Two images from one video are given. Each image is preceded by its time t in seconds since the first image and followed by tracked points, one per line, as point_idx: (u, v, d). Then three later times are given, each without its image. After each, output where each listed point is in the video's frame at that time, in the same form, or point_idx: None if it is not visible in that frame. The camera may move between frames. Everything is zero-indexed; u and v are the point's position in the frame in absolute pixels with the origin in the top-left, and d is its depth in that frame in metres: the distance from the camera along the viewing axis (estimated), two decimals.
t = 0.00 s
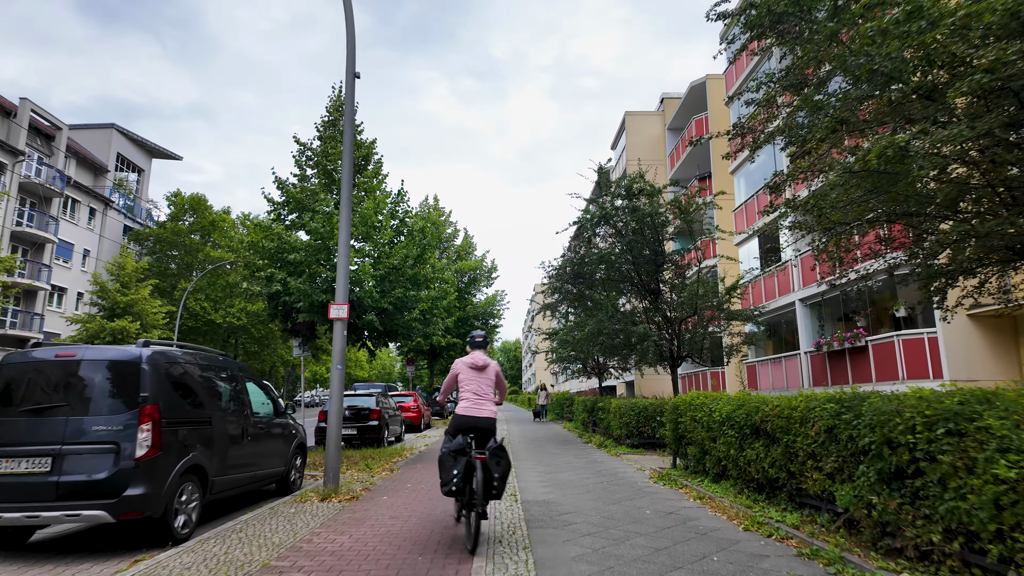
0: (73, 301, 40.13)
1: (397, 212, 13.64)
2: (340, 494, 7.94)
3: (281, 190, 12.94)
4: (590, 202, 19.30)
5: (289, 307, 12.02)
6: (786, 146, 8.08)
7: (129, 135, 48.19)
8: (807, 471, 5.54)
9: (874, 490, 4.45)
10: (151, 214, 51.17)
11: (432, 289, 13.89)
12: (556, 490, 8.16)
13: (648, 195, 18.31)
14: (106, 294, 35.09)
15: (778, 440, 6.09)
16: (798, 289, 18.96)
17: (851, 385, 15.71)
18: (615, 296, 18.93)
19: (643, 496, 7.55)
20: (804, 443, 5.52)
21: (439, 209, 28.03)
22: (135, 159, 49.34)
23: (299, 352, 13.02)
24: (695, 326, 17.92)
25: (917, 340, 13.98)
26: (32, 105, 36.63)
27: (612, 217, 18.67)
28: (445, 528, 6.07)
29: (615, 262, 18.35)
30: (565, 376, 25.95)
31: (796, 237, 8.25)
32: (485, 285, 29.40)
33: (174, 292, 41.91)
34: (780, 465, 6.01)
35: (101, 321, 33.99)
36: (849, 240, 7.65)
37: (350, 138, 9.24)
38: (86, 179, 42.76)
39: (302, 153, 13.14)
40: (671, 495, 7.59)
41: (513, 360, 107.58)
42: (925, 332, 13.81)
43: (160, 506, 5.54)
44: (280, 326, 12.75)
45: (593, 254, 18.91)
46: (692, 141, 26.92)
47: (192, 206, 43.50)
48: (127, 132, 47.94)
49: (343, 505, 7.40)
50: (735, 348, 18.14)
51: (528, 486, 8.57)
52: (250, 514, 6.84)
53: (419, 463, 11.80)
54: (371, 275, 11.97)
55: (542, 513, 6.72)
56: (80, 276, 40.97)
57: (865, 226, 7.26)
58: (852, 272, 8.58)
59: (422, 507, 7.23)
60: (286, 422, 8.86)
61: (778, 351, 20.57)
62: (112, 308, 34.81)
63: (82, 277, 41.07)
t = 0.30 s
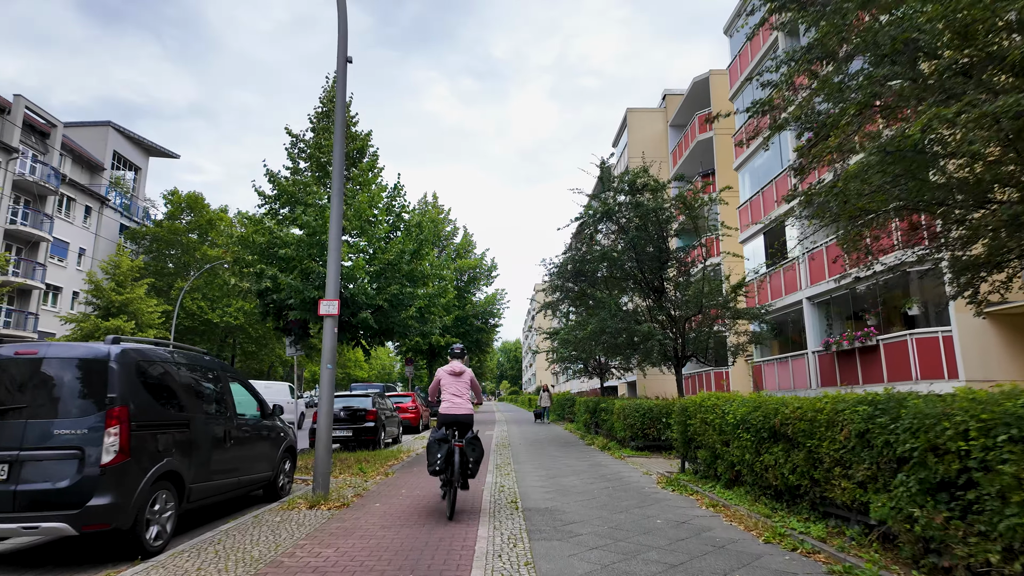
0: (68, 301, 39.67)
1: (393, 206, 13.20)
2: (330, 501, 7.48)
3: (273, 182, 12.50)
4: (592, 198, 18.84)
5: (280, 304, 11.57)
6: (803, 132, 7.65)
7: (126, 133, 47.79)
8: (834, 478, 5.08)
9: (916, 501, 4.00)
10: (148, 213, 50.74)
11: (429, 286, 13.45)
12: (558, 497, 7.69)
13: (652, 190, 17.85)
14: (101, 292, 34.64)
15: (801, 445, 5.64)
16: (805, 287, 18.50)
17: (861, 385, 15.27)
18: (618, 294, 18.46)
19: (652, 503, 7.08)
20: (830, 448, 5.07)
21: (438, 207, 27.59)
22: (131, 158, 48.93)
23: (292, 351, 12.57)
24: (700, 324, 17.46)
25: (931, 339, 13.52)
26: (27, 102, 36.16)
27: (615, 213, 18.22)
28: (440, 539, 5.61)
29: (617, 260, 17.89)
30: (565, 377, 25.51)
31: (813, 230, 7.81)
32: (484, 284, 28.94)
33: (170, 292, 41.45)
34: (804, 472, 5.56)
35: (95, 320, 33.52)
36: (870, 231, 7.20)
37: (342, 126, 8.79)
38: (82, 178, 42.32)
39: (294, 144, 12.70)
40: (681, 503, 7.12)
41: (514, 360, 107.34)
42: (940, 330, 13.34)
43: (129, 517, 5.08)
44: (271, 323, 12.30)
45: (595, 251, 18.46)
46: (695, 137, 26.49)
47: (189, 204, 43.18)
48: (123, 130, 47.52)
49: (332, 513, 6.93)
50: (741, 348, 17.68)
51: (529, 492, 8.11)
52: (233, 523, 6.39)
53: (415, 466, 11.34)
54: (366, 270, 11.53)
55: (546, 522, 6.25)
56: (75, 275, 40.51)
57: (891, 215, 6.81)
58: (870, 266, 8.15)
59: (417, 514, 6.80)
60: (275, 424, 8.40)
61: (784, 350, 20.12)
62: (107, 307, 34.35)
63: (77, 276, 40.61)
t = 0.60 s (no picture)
0: (66, 299, 39.32)
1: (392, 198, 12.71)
2: (321, 510, 6.98)
3: (267, 173, 12.02)
4: (597, 192, 18.34)
5: (273, 299, 11.10)
6: (827, 112, 7.21)
7: (125, 130, 47.40)
8: (874, 488, 4.57)
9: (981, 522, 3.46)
10: (148, 211, 50.37)
11: (429, 281, 12.97)
12: (564, 503, 7.20)
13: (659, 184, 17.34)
14: (98, 290, 34.27)
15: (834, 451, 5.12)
16: (815, 284, 17.97)
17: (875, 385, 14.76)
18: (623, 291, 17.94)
19: (666, 512, 6.55)
20: (870, 455, 4.56)
21: (439, 203, 27.11)
22: (131, 155, 48.55)
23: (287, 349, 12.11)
24: (708, 322, 16.95)
25: (953, 336, 12.96)
26: (24, 98, 35.75)
27: (621, 208, 17.72)
28: (438, 555, 5.09)
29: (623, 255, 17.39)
30: (569, 376, 25.04)
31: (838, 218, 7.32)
32: (487, 281, 28.47)
33: (169, 290, 41.07)
34: (838, 480, 5.05)
35: (92, 319, 33.14)
36: (902, 219, 6.69)
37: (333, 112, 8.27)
38: (80, 175, 41.95)
39: (289, 134, 12.22)
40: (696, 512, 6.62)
41: (517, 360, 106.88)
42: (963, 327, 12.77)
43: (92, 530, 4.58)
44: (265, 319, 11.84)
45: (601, 247, 17.97)
46: (702, 132, 25.97)
47: (189, 202, 42.77)
48: (123, 127, 47.13)
49: (322, 523, 6.44)
50: (750, 346, 17.17)
51: (533, 498, 7.59)
52: (214, 533, 5.92)
53: (415, 469, 10.87)
54: (362, 264, 11.05)
55: (554, 534, 5.75)
56: (73, 273, 40.15)
57: (928, 200, 6.30)
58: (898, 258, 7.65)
59: (414, 523, 6.30)
60: (264, 426, 7.90)
61: (794, 349, 19.60)
62: (105, 305, 33.99)
63: (75, 274, 40.25)
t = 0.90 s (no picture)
0: (61, 297, 38.89)
1: (390, 191, 12.20)
2: (307, 516, 6.46)
3: (257, 162, 11.52)
4: (601, 186, 17.85)
5: (263, 293, 10.62)
6: (852, 91, 6.73)
7: (121, 127, 46.90)
8: (918, 494, 4.07)
9: None
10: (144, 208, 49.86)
11: (428, 275, 12.48)
12: (569, 510, 6.67)
13: (665, 178, 16.86)
14: (93, 289, 33.82)
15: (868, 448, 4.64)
16: (825, 280, 17.44)
17: (889, 383, 14.26)
18: (627, 287, 17.46)
19: (681, 519, 6.02)
20: (913, 457, 4.05)
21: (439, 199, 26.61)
22: (127, 153, 48.06)
23: (279, 345, 11.62)
24: (715, 319, 16.50)
25: (971, 333, 12.47)
26: (18, 94, 35.38)
27: (625, 201, 17.23)
28: (431, 566, 4.59)
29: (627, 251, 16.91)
30: (571, 375, 24.54)
31: (864, 202, 6.82)
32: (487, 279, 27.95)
33: (165, 289, 40.61)
34: (875, 484, 4.54)
35: (86, 317, 32.69)
36: (934, 204, 6.20)
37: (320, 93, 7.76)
38: (75, 172, 41.46)
39: (281, 122, 11.72)
40: (713, 519, 6.09)
41: (517, 359, 106.65)
42: (981, 324, 12.26)
43: (41, 541, 4.09)
44: (256, 315, 11.34)
45: (603, 242, 17.48)
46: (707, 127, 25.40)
47: (185, 200, 42.28)
48: (119, 125, 46.65)
49: (308, 529, 5.94)
50: (759, 344, 16.63)
51: (536, 504, 7.08)
52: (190, 541, 5.44)
53: (410, 471, 10.39)
54: (356, 257, 10.53)
55: (562, 542, 5.27)
56: (68, 272, 39.69)
57: (961, 180, 5.87)
58: (929, 248, 7.14)
59: (406, 531, 5.78)
60: (249, 426, 7.40)
61: (803, 347, 19.06)
62: (100, 304, 33.56)
63: (70, 273, 39.79)
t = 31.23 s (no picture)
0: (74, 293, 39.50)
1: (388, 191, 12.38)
2: (301, 509, 6.67)
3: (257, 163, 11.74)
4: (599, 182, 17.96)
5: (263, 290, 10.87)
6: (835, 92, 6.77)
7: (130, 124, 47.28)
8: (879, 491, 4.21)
9: (978, 524, 3.21)
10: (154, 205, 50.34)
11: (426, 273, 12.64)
12: (555, 501, 6.84)
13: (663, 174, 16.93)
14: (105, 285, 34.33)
15: (838, 451, 4.76)
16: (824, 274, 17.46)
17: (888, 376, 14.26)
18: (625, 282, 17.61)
19: (662, 514, 6.18)
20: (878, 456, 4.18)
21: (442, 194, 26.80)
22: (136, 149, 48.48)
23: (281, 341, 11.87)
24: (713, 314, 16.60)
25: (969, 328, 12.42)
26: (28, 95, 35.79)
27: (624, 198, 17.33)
28: (414, 557, 4.79)
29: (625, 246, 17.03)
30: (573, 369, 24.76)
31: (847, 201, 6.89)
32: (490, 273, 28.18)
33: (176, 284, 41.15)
34: (842, 482, 4.68)
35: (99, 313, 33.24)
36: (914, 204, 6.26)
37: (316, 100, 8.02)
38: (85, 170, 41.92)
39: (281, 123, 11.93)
40: (693, 513, 6.24)
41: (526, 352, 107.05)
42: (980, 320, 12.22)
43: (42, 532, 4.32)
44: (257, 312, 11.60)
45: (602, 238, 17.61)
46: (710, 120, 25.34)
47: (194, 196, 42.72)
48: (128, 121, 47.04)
49: (300, 519, 6.16)
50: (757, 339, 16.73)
51: (523, 494, 7.25)
52: (188, 532, 5.68)
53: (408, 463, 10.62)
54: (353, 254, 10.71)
55: (543, 534, 5.48)
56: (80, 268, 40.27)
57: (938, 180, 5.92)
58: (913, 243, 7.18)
59: (394, 521, 5.99)
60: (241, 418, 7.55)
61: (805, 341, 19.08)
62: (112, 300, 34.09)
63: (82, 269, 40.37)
